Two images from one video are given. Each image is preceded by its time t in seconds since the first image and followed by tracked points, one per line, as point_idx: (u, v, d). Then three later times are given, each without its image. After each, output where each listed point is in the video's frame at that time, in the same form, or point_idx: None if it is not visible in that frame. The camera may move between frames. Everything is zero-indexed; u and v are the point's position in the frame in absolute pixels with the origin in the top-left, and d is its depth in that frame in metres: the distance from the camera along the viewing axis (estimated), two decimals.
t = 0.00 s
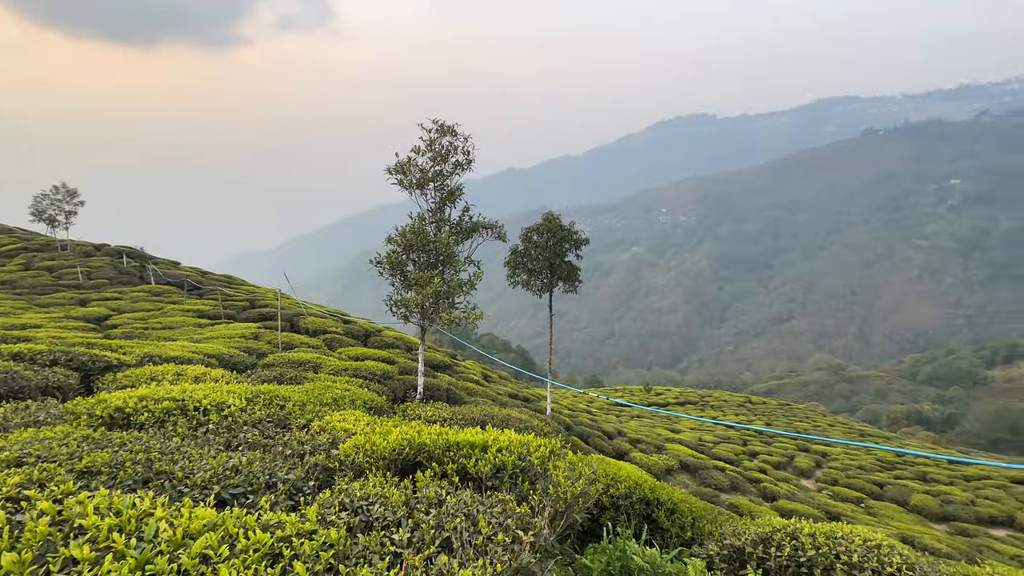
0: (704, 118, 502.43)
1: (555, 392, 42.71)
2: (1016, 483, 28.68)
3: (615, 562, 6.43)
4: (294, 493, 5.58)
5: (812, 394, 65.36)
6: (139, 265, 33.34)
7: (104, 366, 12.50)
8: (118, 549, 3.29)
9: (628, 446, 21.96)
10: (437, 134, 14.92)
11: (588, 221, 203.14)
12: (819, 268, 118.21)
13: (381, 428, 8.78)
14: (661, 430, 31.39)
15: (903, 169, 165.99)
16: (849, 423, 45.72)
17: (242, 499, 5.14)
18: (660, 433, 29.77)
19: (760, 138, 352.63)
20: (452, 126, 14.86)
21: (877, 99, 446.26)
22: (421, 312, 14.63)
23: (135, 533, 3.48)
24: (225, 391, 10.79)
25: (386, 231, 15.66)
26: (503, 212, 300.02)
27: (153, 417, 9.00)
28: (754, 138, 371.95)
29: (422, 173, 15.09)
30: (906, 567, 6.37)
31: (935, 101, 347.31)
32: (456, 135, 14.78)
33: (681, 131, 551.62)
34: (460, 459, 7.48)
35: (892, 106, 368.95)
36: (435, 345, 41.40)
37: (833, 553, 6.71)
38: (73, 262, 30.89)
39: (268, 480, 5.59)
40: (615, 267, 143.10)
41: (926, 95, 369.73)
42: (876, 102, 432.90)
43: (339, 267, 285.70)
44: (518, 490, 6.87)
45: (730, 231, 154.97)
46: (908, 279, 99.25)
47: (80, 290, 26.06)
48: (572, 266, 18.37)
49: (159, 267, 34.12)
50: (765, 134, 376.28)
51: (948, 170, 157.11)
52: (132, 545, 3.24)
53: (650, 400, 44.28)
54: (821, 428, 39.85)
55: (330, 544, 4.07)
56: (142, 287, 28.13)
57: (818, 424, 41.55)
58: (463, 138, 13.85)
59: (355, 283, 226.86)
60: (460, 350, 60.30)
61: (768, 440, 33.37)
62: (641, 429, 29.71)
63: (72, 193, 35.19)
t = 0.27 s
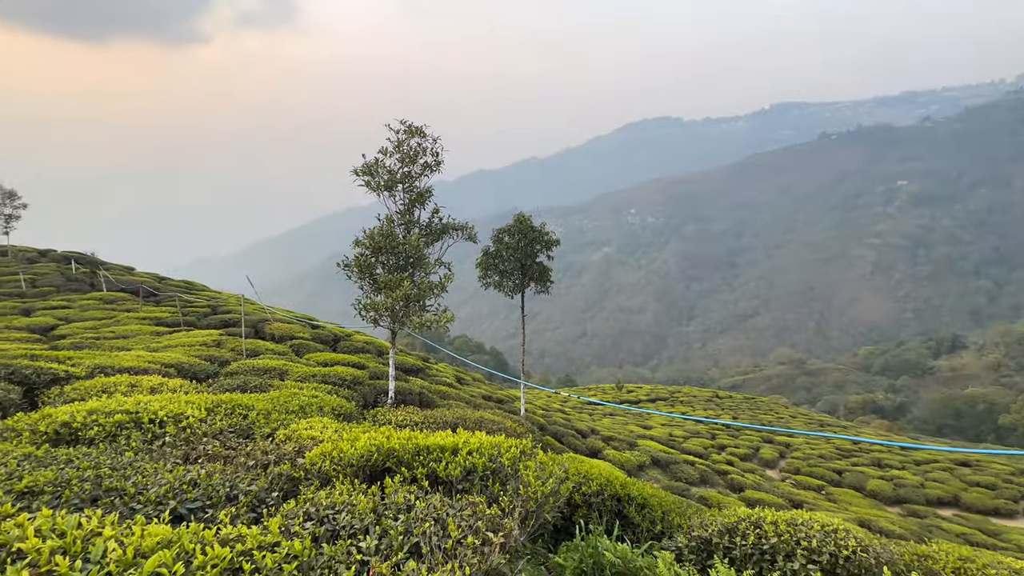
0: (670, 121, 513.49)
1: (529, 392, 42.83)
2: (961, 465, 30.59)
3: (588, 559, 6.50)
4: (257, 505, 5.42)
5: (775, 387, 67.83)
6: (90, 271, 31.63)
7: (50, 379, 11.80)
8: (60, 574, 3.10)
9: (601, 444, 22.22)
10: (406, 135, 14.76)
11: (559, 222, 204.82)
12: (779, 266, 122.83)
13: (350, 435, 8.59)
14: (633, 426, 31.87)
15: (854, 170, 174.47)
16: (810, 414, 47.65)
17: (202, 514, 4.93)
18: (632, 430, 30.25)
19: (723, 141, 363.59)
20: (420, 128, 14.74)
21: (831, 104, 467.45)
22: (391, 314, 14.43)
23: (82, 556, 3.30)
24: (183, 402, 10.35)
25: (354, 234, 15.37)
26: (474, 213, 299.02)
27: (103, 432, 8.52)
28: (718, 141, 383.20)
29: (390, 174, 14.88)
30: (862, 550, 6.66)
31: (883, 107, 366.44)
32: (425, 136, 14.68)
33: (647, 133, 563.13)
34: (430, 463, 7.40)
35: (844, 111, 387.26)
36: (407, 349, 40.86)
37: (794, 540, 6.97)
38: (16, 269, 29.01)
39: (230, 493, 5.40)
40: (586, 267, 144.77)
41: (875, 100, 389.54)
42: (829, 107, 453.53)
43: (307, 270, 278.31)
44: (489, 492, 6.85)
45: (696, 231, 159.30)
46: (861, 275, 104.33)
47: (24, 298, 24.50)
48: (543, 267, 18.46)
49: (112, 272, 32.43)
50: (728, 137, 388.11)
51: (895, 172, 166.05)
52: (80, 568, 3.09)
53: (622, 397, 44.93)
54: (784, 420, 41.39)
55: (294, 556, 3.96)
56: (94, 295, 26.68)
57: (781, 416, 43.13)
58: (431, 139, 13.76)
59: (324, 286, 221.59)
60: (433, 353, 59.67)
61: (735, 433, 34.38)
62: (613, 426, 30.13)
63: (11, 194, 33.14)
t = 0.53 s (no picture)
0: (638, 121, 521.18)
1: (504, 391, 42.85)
2: (912, 449, 32.37)
3: (562, 556, 6.53)
4: (217, 516, 5.23)
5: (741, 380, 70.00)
6: (37, 276, 29.80)
7: None
8: None
9: (575, 440, 22.43)
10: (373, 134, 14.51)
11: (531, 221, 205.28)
12: (743, 262, 126.85)
13: (318, 440, 8.37)
14: (606, 422, 32.27)
15: (813, 171, 181.79)
16: (774, 405, 49.40)
17: (155, 528, 4.71)
18: (606, 426, 30.66)
19: (690, 142, 372.08)
20: (389, 126, 14.52)
21: (790, 108, 484.97)
22: (361, 316, 14.18)
23: None
24: (138, 412, 9.87)
25: (321, 234, 15.01)
26: (446, 213, 296.46)
27: (47, 447, 8.04)
28: (685, 142, 391.83)
29: (357, 174, 14.60)
30: (820, 533, 6.96)
31: (838, 110, 383.10)
32: (393, 135, 14.49)
33: (615, 133, 570.77)
34: (400, 466, 7.28)
35: (802, 114, 402.73)
36: (379, 351, 40.21)
37: (758, 527, 7.20)
38: None
39: (189, 505, 5.19)
40: (558, 266, 145.74)
41: (830, 104, 406.56)
42: (788, 110, 470.50)
43: (273, 271, 269.48)
44: (459, 493, 6.81)
45: (664, 230, 162.79)
46: (820, 271, 108.94)
47: None
48: (516, 266, 18.45)
49: (61, 278, 30.63)
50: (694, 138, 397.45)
51: (850, 172, 173.97)
52: None
53: (595, 394, 45.45)
54: (750, 412, 42.79)
55: (254, 567, 3.86)
56: (42, 302, 25.13)
57: (747, 407, 44.54)
58: (400, 138, 13.55)
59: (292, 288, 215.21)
60: (406, 355, 58.87)
61: (705, 425, 35.28)
62: (588, 423, 30.44)
63: None
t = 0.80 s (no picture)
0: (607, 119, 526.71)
1: (479, 389, 42.74)
2: (868, 432, 34.06)
3: (535, 550, 6.54)
4: (174, 528, 5.03)
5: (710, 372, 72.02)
6: None
7: None
8: None
9: (550, 436, 22.58)
10: (338, 131, 14.16)
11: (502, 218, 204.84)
12: (710, 257, 130.37)
13: (281, 444, 8.14)
14: (581, 417, 32.62)
15: (774, 169, 188.28)
16: (741, 395, 51.09)
17: (104, 543, 4.49)
18: (580, 421, 30.97)
19: (657, 140, 378.92)
20: (354, 123, 14.19)
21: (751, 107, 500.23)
22: (329, 317, 13.81)
23: None
24: (88, 423, 9.33)
25: (285, 234, 14.58)
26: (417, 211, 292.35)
27: None
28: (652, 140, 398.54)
29: (322, 171, 14.21)
30: (781, 516, 7.24)
31: (796, 110, 398.00)
32: (359, 132, 14.18)
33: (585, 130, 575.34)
34: (368, 468, 7.14)
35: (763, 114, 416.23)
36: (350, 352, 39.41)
37: (724, 512, 7.42)
38: None
39: (143, 517, 4.96)
40: (530, 263, 146.15)
41: (789, 104, 421.73)
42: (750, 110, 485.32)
43: (236, 272, 259.32)
44: (429, 492, 6.74)
45: (633, 226, 165.56)
46: (781, 265, 113.06)
47: None
48: (487, 264, 18.38)
49: (4, 283, 28.68)
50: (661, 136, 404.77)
51: (807, 170, 181.15)
52: None
53: (569, 390, 45.81)
54: (719, 402, 44.13)
55: None
56: None
57: (715, 398, 45.77)
58: (367, 135, 13.28)
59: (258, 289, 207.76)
60: (378, 356, 57.81)
61: (675, 416, 36.14)
62: (562, 418, 30.68)
63: None
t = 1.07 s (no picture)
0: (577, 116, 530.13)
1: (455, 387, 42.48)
2: (828, 417, 35.64)
3: (509, 546, 6.55)
4: (128, 542, 4.81)
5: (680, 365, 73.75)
6: None
7: None
8: None
9: (525, 432, 22.68)
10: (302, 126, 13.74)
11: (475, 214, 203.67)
12: (679, 252, 133.35)
13: (245, 449, 7.89)
14: (556, 412, 32.88)
15: (739, 166, 193.71)
16: (711, 385, 52.53)
17: (50, 560, 4.24)
18: (555, 415, 31.21)
19: (627, 138, 383.85)
20: (318, 117, 13.80)
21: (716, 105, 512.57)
22: (296, 317, 13.43)
23: None
24: (35, 435, 8.81)
25: (249, 232, 14.12)
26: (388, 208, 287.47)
27: None
28: (622, 137, 403.40)
29: (286, 167, 13.78)
30: (746, 501, 7.48)
31: (759, 109, 410.35)
32: (323, 126, 13.80)
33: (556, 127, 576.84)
34: (336, 470, 6.98)
35: (728, 113, 427.23)
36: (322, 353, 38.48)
37: (693, 499, 7.60)
38: None
39: (87, 532, 4.70)
40: (504, 260, 145.98)
41: (752, 103, 434.04)
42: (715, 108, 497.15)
43: (198, 273, 248.61)
44: (399, 493, 6.64)
45: (605, 223, 167.57)
46: (746, 258, 116.57)
47: None
48: (459, 261, 18.22)
49: None
50: (631, 133, 410.04)
51: (770, 166, 187.05)
52: None
53: (545, 385, 45.96)
54: (689, 393, 45.26)
55: None
56: None
57: (685, 389, 46.87)
58: (332, 130, 12.95)
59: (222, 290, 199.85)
60: (351, 357, 56.65)
61: (648, 408, 36.88)
62: (539, 414, 30.87)
63: None
